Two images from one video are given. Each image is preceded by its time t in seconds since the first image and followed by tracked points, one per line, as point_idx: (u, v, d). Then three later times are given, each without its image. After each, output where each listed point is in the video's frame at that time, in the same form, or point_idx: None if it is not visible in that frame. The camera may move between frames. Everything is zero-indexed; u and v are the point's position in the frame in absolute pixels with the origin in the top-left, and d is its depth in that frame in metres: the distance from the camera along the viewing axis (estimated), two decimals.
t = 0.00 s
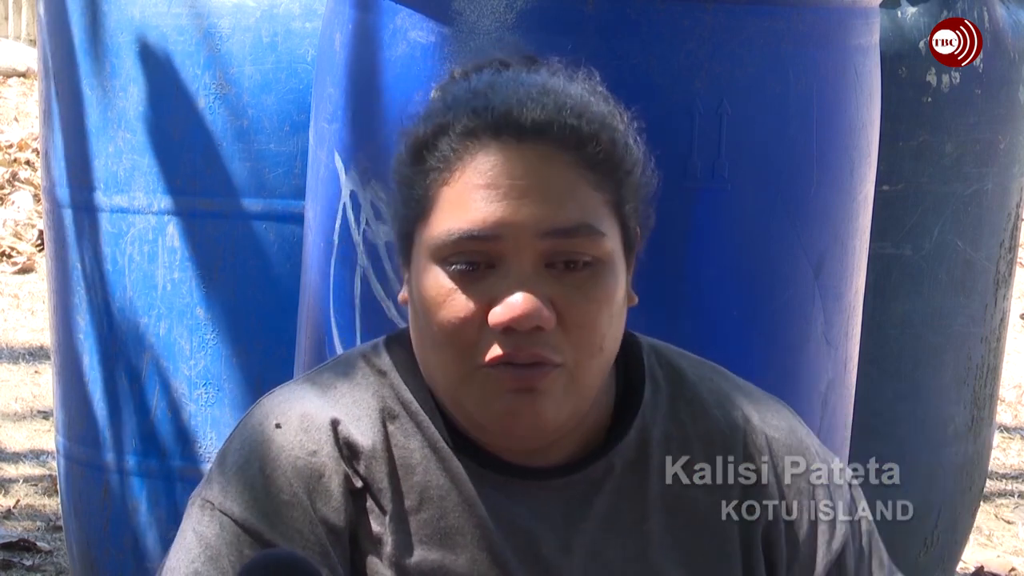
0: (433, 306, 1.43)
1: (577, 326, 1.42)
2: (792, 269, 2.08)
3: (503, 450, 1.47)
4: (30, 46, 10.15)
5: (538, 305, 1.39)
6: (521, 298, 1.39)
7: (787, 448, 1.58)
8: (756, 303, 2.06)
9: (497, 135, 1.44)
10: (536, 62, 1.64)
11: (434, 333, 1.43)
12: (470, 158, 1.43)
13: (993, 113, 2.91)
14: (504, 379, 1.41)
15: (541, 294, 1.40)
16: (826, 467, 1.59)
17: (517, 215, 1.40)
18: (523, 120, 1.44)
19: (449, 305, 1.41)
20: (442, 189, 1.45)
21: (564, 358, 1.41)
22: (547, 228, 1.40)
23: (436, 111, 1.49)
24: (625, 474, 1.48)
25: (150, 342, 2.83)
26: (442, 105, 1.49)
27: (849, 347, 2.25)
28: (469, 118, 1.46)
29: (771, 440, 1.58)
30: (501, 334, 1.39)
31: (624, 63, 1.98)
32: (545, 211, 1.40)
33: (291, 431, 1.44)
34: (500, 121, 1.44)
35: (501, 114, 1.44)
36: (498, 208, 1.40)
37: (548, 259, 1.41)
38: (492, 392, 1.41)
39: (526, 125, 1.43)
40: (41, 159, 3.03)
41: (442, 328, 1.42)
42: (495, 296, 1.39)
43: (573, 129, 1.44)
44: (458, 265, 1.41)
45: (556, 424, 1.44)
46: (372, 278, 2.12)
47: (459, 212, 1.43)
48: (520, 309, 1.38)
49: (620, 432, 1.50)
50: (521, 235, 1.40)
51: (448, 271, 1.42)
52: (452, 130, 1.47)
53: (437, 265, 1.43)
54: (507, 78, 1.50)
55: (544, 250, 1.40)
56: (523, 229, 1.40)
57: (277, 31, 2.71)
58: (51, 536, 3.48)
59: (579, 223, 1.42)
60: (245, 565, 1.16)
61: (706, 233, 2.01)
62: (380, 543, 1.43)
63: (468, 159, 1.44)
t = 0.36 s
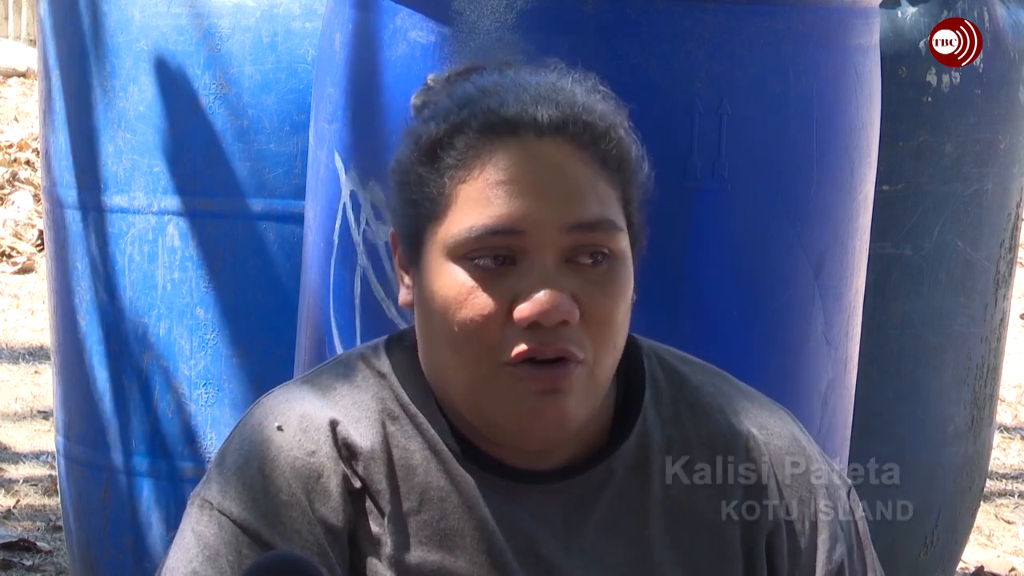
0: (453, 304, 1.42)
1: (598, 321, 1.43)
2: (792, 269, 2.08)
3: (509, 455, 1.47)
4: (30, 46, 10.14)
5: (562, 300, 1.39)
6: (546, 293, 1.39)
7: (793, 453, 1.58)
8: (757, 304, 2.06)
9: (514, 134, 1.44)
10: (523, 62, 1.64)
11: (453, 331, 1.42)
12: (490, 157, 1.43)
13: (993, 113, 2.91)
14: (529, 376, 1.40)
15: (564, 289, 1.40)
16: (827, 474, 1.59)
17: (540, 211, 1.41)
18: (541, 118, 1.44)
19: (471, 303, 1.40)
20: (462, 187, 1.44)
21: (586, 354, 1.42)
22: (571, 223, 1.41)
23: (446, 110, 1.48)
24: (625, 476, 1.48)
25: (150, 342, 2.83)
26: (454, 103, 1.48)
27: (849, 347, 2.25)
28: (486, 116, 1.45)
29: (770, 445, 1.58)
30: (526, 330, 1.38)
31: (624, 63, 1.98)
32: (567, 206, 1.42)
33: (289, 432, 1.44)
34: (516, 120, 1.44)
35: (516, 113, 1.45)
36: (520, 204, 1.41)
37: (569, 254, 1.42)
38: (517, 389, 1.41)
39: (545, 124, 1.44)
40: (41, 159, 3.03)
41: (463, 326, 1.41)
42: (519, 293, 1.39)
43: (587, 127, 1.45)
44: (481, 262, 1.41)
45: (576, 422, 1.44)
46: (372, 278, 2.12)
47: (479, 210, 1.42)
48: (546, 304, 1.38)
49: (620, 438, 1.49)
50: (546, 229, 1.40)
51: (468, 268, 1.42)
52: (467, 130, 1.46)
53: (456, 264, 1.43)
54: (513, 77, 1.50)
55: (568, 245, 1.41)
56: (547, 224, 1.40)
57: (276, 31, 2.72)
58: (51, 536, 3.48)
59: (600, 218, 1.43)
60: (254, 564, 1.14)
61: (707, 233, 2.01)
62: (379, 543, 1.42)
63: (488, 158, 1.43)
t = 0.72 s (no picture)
0: (456, 309, 1.42)
1: (601, 322, 1.43)
2: (792, 269, 2.08)
3: (509, 457, 1.47)
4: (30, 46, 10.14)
5: (565, 303, 1.39)
6: (551, 297, 1.39)
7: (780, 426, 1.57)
8: (757, 304, 2.06)
9: (512, 138, 1.45)
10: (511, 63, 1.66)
11: (456, 337, 1.42)
12: (489, 161, 1.44)
13: (993, 113, 2.91)
14: (534, 380, 1.40)
15: (567, 291, 1.40)
16: (813, 445, 1.57)
17: (543, 214, 1.41)
18: (538, 117, 1.45)
19: (474, 309, 1.40)
20: (461, 192, 1.45)
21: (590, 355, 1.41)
22: (574, 225, 1.42)
23: (441, 115, 1.48)
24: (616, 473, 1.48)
25: (150, 342, 2.83)
26: (448, 108, 1.48)
27: (849, 347, 2.25)
28: (481, 120, 1.46)
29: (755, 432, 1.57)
30: (531, 334, 1.38)
31: (624, 63, 1.98)
32: (568, 208, 1.42)
33: (286, 434, 1.44)
34: (513, 122, 1.45)
35: (512, 115, 1.45)
36: (522, 209, 1.41)
37: (570, 256, 1.42)
38: (522, 392, 1.40)
39: (541, 123, 1.45)
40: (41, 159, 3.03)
41: (467, 332, 1.41)
42: (523, 297, 1.39)
43: (583, 126, 1.46)
44: (483, 266, 1.41)
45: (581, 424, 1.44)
46: (372, 277, 2.12)
47: (481, 215, 1.43)
48: (551, 306, 1.38)
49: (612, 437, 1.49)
50: (548, 231, 1.41)
51: (472, 273, 1.42)
52: (464, 133, 1.47)
53: (458, 270, 1.43)
54: (507, 79, 1.51)
55: (570, 247, 1.42)
56: (549, 225, 1.41)
57: (276, 31, 2.72)
58: (51, 536, 3.48)
59: (601, 218, 1.44)
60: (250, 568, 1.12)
61: (707, 233, 2.01)
62: (377, 545, 1.43)
63: (487, 162, 1.44)
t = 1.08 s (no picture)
0: (453, 314, 1.42)
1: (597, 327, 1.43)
2: (792, 270, 2.08)
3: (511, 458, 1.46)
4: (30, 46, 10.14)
5: (559, 308, 1.41)
6: (545, 301, 1.40)
7: (747, 408, 1.59)
8: (757, 304, 2.06)
9: (508, 141, 1.44)
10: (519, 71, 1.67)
11: (453, 343, 1.42)
12: (485, 163, 1.44)
13: (994, 113, 2.91)
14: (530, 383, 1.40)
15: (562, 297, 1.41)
16: (781, 427, 1.58)
17: (538, 214, 1.41)
18: (537, 122, 1.45)
19: (469, 312, 1.41)
20: (457, 195, 1.45)
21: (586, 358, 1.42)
22: (567, 223, 1.41)
23: (441, 120, 1.49)
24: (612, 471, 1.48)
25: (150, 342, 2.83)
26: (450, 113, 1.49)
27: (849, 347, 2.25)
28: (481, 124, 1.46)
29: (728, 427, 1.58)
30: (526, 339, 1.39)
31: (625, 63, 1.98)
32: (562, 207, 1.42)
33: (295, 432, 1.44)
34: (511, 125, 1.45)
35: (511, 119, 1.45)
36: (517, 208, 1.41)
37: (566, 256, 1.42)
38: (517, 396, 1.40)
39: (541, 127, 1.44)
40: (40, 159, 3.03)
41: (463, 338, 1.41)
42: (519, 301, 1.40)
43: (583, 130, 1.45)
44: (481, 271, 1.41)
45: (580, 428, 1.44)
46: (372, 277, 2.12)
47: (476, 216, 1.43)
48: (546, 312, 1.40)
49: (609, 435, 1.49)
50: (544, 232, 1.41)
51: (468, 277, 1.42)
52: (462, 137, 1.47)
53: (455, 273, 1.43)
54: (509, 86, 1.51)
55: (564, 247, 1.42)
56: (544, 227, 1.41)
57: (276, 31, 2.71)
58: (51, 536, 3.48)
59: (598, 218, 1.43)
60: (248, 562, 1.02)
61: (707, 234, 2.02)
62: (384, 543, 1.43)
63: (483, 164, 1.44)
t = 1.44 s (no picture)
0: (431, 308, 1.43)
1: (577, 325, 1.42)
2: (792, 270, 2.08)
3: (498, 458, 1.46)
4: (30, 46, 10.14)
5: (539, 304, 1.40)
6: (522, 295, 1.39)
7: (744, 410, 1.59)
8: (757, 304, 2.06)
9: (490, 136, 1.45)
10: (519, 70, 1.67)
11: (432, 335, 1.43)
12: (466, 158, 1.45)
13: (994, 113, 2.91)
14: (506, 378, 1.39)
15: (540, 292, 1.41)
16: (777, 428, 1.58)
17: (517, 212, 1.41)
18: (519, 120, 1.45)
19: (447, 306, 1.41)
20: (438, 188, 1.46)
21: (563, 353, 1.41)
22: (547, 223, 1.41)
23: (428, 116, 1.51)
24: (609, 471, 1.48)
25: (150, 342, 2.83)
26: (436, 110, 1.51)
27: (849, 347, 2.25)
28: (464, 121, 1.48)
29: (724, 429, 1.59)
30: (502, 333, 1.39)
31: (625, 63, 1.97)
32: (542, 205, 1.41)
33: (288, 437, 1.44)
34: (495, 121, 1.46)
35: (495, 115, 1.46)
36: (495, 204, 1.41)
37: (546, 255, 1.42)
38: (492, 391, 1.40)
39: (523, 125, 1.45)
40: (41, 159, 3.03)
41: (441, 330, 1.42)
42: (496, 296, 1.39)
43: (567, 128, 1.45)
44: (460, 267, 1.42)
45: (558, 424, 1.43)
46: (372, 277, 2.12)
47: (456, 211, 1.44)
48: (525, 307, 1.38)
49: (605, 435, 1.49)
50: (521, 228, 1.40)
51: (447, 271, 1.43)
52: (446, 132, 1.48)
53: (437, 267, 1.44)
54: (499, 84, 1.52)
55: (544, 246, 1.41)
56: (523, 225, 1.41)
57: (276, 31, 2.71)
58: (51, 536, 3.48)
59: (578, 217, 1.42)
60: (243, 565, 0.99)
61: (707, 234, 2.02)
62: (377, 546, 1.43)
63: (464, 160, 1.45)
